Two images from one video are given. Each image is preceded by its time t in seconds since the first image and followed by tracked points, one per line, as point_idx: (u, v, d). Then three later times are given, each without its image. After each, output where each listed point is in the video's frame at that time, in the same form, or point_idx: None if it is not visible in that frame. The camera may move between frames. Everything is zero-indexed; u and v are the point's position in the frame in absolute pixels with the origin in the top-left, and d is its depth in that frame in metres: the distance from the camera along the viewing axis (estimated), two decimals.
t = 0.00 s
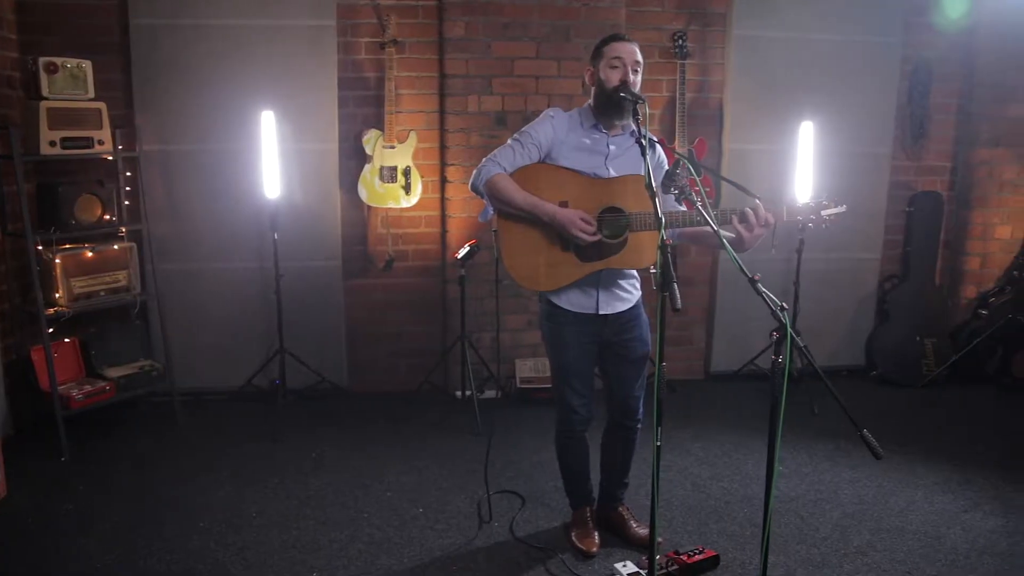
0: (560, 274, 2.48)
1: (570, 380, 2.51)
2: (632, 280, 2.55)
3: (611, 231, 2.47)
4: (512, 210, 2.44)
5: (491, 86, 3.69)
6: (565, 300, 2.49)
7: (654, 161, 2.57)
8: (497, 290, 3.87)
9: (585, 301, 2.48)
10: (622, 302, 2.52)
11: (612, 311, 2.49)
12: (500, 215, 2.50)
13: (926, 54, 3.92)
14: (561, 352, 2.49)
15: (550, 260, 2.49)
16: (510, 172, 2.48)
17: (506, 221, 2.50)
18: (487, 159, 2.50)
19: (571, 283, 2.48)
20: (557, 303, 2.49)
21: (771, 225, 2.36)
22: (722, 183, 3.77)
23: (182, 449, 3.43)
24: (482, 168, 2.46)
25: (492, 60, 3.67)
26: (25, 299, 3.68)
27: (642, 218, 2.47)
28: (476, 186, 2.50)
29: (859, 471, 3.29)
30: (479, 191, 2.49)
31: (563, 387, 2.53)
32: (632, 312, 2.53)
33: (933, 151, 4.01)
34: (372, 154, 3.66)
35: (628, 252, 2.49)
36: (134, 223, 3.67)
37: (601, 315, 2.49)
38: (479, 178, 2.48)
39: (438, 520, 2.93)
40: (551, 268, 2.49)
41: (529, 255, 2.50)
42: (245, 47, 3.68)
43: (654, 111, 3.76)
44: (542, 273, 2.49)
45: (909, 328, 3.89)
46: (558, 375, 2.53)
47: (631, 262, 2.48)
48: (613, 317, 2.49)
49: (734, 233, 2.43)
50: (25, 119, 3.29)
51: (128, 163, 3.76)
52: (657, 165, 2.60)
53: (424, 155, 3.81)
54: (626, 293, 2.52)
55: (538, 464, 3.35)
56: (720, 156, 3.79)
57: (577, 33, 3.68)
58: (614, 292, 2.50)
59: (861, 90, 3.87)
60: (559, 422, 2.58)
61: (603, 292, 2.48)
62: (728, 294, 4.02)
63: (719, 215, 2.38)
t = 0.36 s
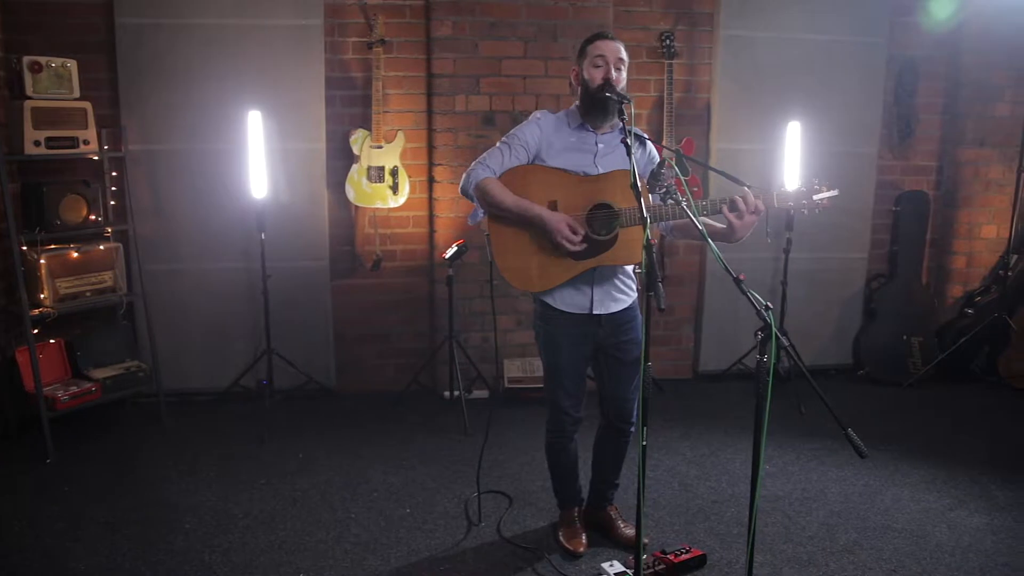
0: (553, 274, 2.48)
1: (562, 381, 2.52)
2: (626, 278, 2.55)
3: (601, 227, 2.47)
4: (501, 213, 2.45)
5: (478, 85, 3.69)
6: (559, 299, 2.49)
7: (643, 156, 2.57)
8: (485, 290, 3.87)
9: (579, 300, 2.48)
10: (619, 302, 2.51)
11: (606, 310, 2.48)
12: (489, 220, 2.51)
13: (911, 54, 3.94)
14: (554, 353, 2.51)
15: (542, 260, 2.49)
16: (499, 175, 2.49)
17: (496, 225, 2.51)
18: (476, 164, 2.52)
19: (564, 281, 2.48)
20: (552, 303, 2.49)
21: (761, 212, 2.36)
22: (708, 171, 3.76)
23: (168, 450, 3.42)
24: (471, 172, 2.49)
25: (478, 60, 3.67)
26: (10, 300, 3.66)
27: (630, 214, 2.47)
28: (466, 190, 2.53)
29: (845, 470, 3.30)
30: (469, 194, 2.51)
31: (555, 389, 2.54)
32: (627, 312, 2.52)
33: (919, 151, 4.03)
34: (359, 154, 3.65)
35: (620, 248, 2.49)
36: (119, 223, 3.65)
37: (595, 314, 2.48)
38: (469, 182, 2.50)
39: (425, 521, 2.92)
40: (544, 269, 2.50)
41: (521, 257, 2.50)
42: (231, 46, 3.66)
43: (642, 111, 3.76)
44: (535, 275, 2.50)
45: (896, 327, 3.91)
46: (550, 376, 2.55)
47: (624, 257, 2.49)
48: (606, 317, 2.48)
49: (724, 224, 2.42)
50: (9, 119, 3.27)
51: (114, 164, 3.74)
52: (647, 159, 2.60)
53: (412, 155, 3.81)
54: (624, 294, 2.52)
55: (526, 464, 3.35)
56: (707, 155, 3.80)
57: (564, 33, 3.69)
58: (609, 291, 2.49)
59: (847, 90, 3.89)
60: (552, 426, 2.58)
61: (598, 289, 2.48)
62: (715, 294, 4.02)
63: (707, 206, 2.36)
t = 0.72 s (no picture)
0: (553, 272, 2.49)
1: (559, 380, 2.51)
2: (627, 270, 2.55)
3: (597, 218, 2.46)
4: (495, 217, 2.47)
5: (465, 86, 3.69)
6: (563, 298, 2.48)
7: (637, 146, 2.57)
8: (473, 291, 3.87)
9: (583, 300, 2.47)
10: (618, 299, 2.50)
11: (610, 307, 2.48)
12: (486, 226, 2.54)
13: (898, 54, 3.95)
14: (552, 352, 2.50)
15: (542, 260, 2.51)
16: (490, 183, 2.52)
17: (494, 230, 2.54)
18: (466, 175, 2.55)
19: (566, 278, 2.47)
20: (555, 303, 2.49)
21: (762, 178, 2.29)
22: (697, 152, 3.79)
23: (154, 452, 3.40)
24: (462, 183, 2.52)
25: (466, 60, 3.67)
26: None
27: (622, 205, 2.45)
28: (460, 203, 2.55)
29: (832, 469, 3.31)
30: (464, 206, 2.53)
31: (551, 389, 2.53)
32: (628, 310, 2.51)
33: (905, 151, 4.05)
34: (346, 154, 3.64)
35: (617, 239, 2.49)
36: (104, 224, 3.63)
37: (598, 313, 2.48)
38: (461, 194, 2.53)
39: (412, 522, 2.92)
40: (544, 267, 2.51)
41: (521, 259, 2.52)
42: (217, 46, 3.65)
43: (629, 112, 3.76)
44: (535, 275, 2.51)
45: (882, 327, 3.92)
46: (547, 376, 2.54)
47: (622, 247, 2.47)
48: (607, 316, 2.48)
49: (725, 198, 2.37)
50: None
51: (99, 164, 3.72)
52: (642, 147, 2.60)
53: (399, 155, 3.80)
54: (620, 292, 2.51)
55: (514, 464, 3.35)
56: (694, 155, 3.80)
57: (551, 33, 3.69)
58: (611, 287, 2.49)
59: (834, 91, 3.90)
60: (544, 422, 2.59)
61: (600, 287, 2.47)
62: (703, 295, 4.04)
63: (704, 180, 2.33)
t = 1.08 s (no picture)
0: (552, 274, 2.47)
1: (551, 380, 2.49)
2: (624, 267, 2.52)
3: (588, 218, 2.45)
4: (489, 228, 2.47)
5: (452, 86, 3.68)
6: (562, 299, 2.46)
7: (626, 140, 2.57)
8: (460, 291, 3.86)
9: (579, 301, 2.45)
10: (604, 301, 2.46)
11: (604, 307, 2.46)
12: (482, 238, 2.55)
13: (884, 55, 3.96)
14: (544, 352, 2.48)
15: (539, 265, 2.49)
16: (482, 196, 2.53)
17: (490, 241, 2.54)
18: (457, 190, 2.55)
19: (564, 279, 2.45)
20: (554, 304, 2.47)
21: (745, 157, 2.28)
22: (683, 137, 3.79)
23: (140, 454, 3.38)
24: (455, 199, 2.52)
25: (452, 60, 3.67)
26: None
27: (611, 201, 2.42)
28: (454, 219, 2.55)
29: (818, 469, 3.32)
30: (457, 221, 2.53)
31: (543, 390, 2.51)
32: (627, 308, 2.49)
33: (891, 151, 4.06)
34: (333, 154, 3.64)
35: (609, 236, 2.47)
36: (89, 225, 3.61)
37: (593, 313, 2.46)
38: (454, 210, 2.53)
39: (398, 523, 2.91)
40: (542, 271, 2.49)
41: (518, 266, 2.51)
42: (203, 46, 3.63)
43: (616, 112, 3.76)
44: (534, 279, 2.49)
45: (869, 327, 3.94)
46: (538, 375, 2.52)
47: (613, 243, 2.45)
48: (601, 318, 2.46)
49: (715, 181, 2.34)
50: None
51: (84, 164, 3.69)
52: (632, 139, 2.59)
53: (386, 156, 3.80)
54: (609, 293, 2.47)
55: (501, 465, 3.35)
56: (680, 155, 3.81)
57: (538, 33, 3.69)
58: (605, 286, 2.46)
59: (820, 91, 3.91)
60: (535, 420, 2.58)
61: (596, 288, 2.45)
62: (691, 294, 4.05)
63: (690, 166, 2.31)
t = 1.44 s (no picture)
0: (544, 281, 2.46)
1: (550, 385, 2.46)
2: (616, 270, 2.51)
3: (577, 222, 2.45)
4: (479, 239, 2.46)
5: (439, 87, 3.68)
6: (554, 303, 2.45)
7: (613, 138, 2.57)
8: (447, 292, 3.86)
9: (574, 306, 2.44)
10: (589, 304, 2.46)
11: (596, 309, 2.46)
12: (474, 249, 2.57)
13: (870, 56, 3.98)
14: (543, 356, 2.45)
15: (531, 272, 2.49)
16: (470, 207, 2.51)
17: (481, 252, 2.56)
18: (446, 201, 2.54)
19: (557, 284, 2.44)
20: (546, 308, 2.45)
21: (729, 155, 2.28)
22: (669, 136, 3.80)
23: (125, 457, 3.36)
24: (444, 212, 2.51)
25: (439, 61, 3.66)
26: None
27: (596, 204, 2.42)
28: (444, 231, 2.54)
29: (804, 468, 3.33)
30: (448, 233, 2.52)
31: (542, 396, 2.48)
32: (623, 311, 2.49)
33: (876, 152, 4.07)
34: (319, 155, 3.63)
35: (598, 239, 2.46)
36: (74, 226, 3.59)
37: (588, 316, 2.45)
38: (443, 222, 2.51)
39: (385, 525, 2.90)
40: (533, 278, 2.48)
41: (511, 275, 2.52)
42: (188, 47, 3.62)
43: (603, 112, 3.76)
44: (525, 287, 2.49)
45: (855, 327, 3.95)
46: (535, 380, 2.49)
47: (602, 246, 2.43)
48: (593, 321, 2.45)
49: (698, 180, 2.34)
50: None
51: (68, 165, 3.67)
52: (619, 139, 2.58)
53: (372, 157, 3.78)
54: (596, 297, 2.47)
55: (488, 466, 3.34)
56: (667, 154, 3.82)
57: (525, 34, 3.69)
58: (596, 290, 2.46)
59: (806, 92, 3.92)
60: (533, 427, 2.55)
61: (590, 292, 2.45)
62: (678, 294, 4.06)
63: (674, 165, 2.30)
